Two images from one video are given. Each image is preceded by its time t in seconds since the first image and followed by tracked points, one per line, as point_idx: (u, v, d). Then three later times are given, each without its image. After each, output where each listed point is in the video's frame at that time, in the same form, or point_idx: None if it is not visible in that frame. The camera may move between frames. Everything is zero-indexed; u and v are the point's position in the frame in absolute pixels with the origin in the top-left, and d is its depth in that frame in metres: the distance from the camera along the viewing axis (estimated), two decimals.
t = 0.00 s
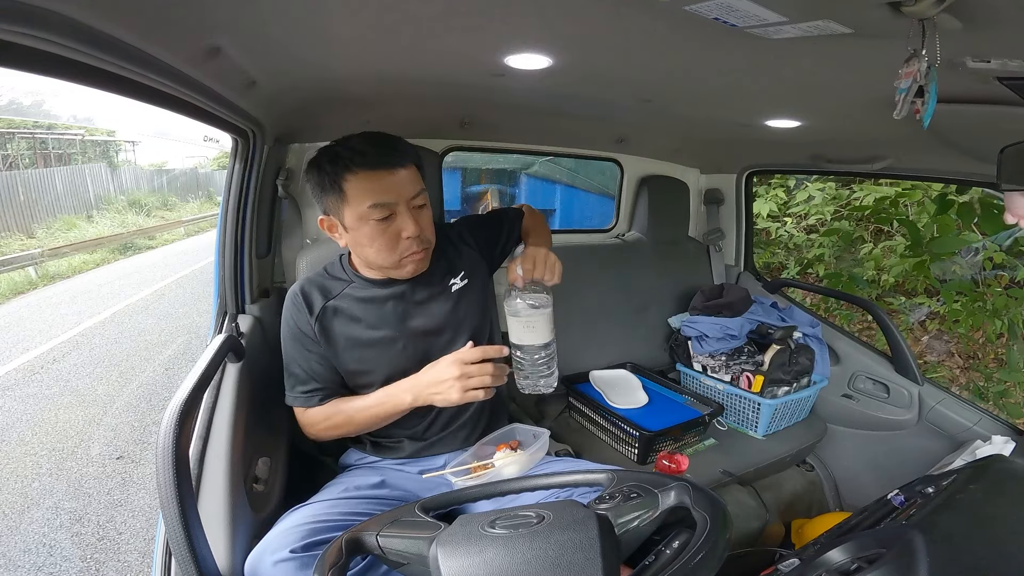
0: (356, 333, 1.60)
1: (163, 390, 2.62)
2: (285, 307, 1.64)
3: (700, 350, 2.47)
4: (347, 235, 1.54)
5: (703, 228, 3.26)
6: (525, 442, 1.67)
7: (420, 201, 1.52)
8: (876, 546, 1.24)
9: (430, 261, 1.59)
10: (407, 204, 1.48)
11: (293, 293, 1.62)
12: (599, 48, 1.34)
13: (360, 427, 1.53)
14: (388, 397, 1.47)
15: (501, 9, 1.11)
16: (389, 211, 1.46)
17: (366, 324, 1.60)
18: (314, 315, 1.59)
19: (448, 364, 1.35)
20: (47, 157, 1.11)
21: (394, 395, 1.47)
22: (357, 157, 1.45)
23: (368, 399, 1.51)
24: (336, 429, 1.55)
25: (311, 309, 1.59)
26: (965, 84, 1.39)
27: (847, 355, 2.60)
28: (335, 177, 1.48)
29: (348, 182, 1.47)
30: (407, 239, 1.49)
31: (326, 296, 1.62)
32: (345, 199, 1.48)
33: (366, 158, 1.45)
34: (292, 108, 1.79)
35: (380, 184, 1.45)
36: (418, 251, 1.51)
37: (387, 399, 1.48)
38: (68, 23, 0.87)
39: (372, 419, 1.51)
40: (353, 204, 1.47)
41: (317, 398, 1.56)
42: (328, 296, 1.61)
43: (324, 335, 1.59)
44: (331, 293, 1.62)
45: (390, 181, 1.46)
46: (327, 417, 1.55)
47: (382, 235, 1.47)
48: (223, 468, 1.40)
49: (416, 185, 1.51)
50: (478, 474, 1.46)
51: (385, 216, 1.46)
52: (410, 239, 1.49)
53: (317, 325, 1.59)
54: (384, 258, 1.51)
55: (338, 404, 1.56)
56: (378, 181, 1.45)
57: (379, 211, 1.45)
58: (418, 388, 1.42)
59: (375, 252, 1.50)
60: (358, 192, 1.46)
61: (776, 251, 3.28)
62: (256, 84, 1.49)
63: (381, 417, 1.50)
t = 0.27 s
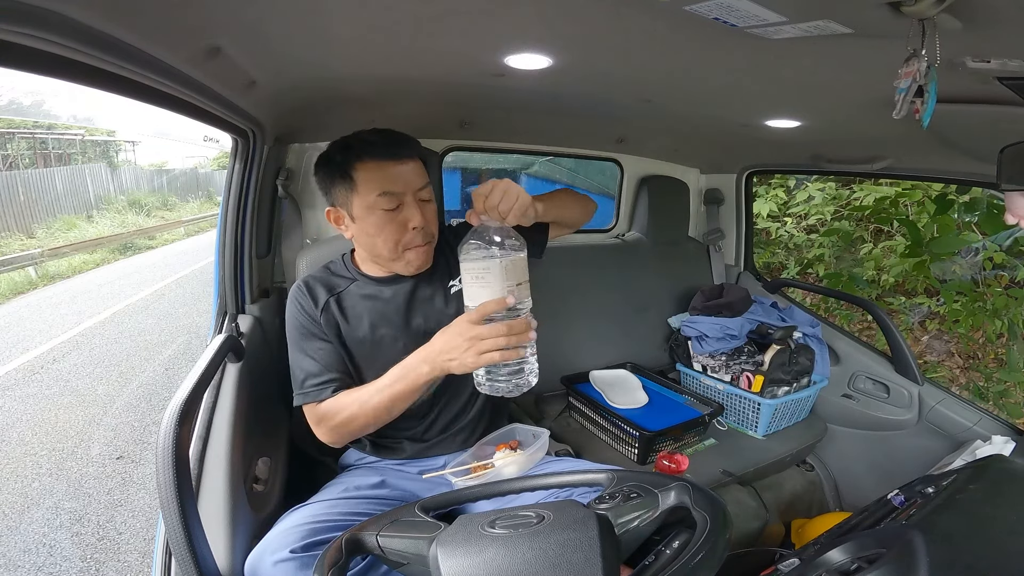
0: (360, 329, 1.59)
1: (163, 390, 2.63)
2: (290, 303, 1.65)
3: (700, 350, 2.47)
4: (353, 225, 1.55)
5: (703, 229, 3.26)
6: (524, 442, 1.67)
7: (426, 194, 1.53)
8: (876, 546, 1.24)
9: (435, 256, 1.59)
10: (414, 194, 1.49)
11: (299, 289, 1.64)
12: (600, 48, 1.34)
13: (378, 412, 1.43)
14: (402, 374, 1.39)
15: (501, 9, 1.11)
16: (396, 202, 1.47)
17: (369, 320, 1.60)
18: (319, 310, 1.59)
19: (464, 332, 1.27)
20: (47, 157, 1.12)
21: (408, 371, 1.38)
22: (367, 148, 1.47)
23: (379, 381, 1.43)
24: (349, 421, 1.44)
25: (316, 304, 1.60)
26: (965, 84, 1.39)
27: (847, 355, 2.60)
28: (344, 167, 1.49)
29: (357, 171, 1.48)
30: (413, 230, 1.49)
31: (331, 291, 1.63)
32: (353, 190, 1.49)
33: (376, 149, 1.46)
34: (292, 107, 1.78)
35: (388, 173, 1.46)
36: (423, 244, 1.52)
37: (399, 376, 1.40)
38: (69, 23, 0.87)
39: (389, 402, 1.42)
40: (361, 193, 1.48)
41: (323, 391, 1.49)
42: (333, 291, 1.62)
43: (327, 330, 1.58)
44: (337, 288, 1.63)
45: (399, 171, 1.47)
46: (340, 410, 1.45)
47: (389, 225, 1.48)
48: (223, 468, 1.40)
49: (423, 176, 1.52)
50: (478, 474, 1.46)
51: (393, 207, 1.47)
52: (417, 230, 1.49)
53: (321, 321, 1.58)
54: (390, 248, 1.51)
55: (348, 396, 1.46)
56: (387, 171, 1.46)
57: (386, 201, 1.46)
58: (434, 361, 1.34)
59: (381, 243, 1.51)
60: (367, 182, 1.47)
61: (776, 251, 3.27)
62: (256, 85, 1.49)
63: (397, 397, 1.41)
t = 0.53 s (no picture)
0: (357, 331, 1.60)
1: (163, 391, 2.64)
2: (290, 302, 1.65)
3: (700, 350, 2.47)
4: (365, 222, 1.52)
5: (703, 228, 3.26)
6: (524, 442, 1.67)
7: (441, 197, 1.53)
8: (876, 546, 1.24)
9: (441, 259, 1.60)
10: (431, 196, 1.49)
11: (299, 289, 1.64)
12: (600, 48, 1.34)
13: (337, 418, 1.42)
14: (351, 382, 1.34)
15: (501, 9, 1.10)
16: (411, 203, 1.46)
17: (368, 322, 1.60)
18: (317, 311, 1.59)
19: (397, 341, 1.18)
20: (47, 157, 1.12)
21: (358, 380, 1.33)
22: (390, 146, 1.47)
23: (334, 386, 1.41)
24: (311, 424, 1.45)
25: (315, 304, 1.60)
26: (965, 84, 1.39)
27: (847, 355, 2.60)
28: (361, 164, 1.47)
29: (376, 169, 1.46)
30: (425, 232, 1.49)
31: (330, 292, 1.62)
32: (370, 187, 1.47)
33: (398, 148, 1.47)
34: (292, 107, 1.78)
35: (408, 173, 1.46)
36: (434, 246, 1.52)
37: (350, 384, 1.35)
38: (69, 23, 0.88)
39: (343, 408, 1.39)
40: (377, 191, 1.46)
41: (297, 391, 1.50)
42: (332, 292, 1.62)
43: (324, 331, 1.58)
44: (335, 289, 1.62)
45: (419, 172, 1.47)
46: (303, 412, 1.46)
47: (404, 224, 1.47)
48: (223, 468, 1.40)
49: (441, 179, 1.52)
50: (478, 474, 1.46)
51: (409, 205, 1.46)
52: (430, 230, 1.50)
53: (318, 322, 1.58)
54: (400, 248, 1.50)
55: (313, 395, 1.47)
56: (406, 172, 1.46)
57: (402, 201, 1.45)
58: (382, 371, 1.27)
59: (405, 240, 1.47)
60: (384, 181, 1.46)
61: (776, 251, 3.27)
62: (255, 85, 1.49)
63: (350, 404, 1.38)
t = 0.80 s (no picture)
0: (353, 338, 1.59)
1: (164, 390, 2.63)
2: (284, 310, 1.64)
3: (700, 350, 2.47)
4: (357, 226, 1.52)
5: (703, 229, 3.26)
6: (525, 442, 1.67)
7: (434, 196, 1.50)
8: (876, 545, 1.24)
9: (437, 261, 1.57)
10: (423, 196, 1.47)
11: (293, 296, 1.63)
12: (600, 48, 1.34)
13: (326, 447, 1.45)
14: (340, 423, 1.34)
15: (501, 9, 1.10)
16: (404, 203, 1.44)
17: (364, 330, 1.59)
18: (310, 321, 1.57)
19: (388, 406, 1.11)
20: (47, 157, 1.12)
21: (347, 425, 1.33)
22: (378, 147, 1.45)
23: (323, 422, 1.41)
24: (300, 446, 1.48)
25: (309, 314, 1.58)
26: (965, 84, 1.40)
27: (847, 355, 2.60)
28: (352, 164, 1.47)
29: (366, 169, 1.45)
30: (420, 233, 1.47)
31: (324, 300, 1.61)
32: (360, 189, 1.46)
33: (386, 149, 1.45)
34: (292, 107, 1.78)
35: (398, 172, 1.44)
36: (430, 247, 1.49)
37: (339, 425, 1.35)
38: (70, 23, 0.88)
39: (330, 442, 1.41)
40: (368, 192, 1.45)
41: (293, 404, 1.52)
42: (327, 300, 1.60)
43: (318, 342, 1.57)
44: (329, 298, 1.61)
45: (409, 170, 1.45)
46: (294, 430, 1.48)
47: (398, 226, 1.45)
48: (223, 468, 1.40)
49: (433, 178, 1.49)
50: (479, 473, 1.42)
51: (400, 207, 1.44)
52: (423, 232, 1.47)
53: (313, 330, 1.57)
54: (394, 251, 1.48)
55: (305, 417, 1.49)
56: (397, 171, 1.44)
57: (394, 201, 1.44)
58: (371, 423, 1.25)
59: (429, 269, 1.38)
60: (374, 180, 1.44)
61: (776, 251, 3.27)
62: (255, 85, 1.49)
63: (338, 443, 1.39)
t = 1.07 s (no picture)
0: (357, 347, 1.59)
1: (164, 390, 2.63)
2: (286, 315, 1.63)
3: (700, 350, 2.47)
4: (357, 231, 1.51)
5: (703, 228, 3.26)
6: (525, 442, 1.67)
7: (434, 198, 1.50)
8: (877, 545, 1.23)
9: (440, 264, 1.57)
10: (423, 199, 1.47)
11: (294, 302, 1.62)
12: (600, 48, 1.34)
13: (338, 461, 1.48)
14: (356, 443, 1.37)
15: (501, 9, 1.10)
16: (403, 206, 1.45)
17: (366, 339, 1.58)
18: (314, 329, 1.58)
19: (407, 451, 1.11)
20: (47, 157, 1.12)
21: (363, 446, 1.36)
22: (374, 149, 1.44)
23: (338, 439, 1.44)
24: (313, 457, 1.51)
25: (312, 322, 1.58)
26: (965, 84, 1.39)
27: (847, 355, 2.60)
28: (351, 169, 1.47)
29: (364, 174, 1.45)
30: (420, 236, 1.47)
31: (327, 308, 1.60)
32: (359, 193, 1.47)
33: (383, 151, 1.44)
34: (292, 107, 1.78)
35: (396, 177, 1.45)
36: (431, 250, 1.49)
37: (354, 444, 1.39)
38: (70, 23, 0.88)
39: (342, 457, 1.44)
40: (368, 197, 1.45)
41: (301, 413, 1.55)
42: (329, 307, 1.60)
43: (323, 350, 1.58)
44: (332, 306, 1.60)
45: (408, 174, 1.45)
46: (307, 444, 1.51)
47: (398, 230, 1.45)
48: (223, 468, 1.41)
49: (432, 180, 1.49)
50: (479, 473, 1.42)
51: (400, 211, 1.45)
52: (423, 236, 1.47)
53: (317, 339, 1.57)
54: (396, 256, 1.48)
55: (316, 430, 1.52)
56: (395, 175, 1.44)
57: (394, 205, 1.44)
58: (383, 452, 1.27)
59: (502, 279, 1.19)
60: (373, 185, 1.45)
61: (776, 251, 3.26)
62: (256, 84, 1.49)
63: (354, 459, 1.42)
